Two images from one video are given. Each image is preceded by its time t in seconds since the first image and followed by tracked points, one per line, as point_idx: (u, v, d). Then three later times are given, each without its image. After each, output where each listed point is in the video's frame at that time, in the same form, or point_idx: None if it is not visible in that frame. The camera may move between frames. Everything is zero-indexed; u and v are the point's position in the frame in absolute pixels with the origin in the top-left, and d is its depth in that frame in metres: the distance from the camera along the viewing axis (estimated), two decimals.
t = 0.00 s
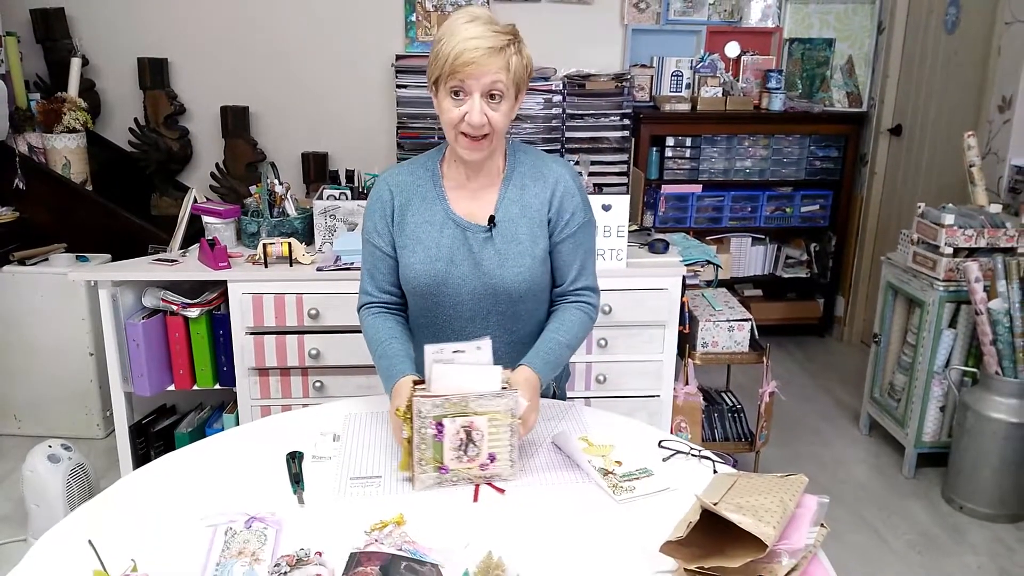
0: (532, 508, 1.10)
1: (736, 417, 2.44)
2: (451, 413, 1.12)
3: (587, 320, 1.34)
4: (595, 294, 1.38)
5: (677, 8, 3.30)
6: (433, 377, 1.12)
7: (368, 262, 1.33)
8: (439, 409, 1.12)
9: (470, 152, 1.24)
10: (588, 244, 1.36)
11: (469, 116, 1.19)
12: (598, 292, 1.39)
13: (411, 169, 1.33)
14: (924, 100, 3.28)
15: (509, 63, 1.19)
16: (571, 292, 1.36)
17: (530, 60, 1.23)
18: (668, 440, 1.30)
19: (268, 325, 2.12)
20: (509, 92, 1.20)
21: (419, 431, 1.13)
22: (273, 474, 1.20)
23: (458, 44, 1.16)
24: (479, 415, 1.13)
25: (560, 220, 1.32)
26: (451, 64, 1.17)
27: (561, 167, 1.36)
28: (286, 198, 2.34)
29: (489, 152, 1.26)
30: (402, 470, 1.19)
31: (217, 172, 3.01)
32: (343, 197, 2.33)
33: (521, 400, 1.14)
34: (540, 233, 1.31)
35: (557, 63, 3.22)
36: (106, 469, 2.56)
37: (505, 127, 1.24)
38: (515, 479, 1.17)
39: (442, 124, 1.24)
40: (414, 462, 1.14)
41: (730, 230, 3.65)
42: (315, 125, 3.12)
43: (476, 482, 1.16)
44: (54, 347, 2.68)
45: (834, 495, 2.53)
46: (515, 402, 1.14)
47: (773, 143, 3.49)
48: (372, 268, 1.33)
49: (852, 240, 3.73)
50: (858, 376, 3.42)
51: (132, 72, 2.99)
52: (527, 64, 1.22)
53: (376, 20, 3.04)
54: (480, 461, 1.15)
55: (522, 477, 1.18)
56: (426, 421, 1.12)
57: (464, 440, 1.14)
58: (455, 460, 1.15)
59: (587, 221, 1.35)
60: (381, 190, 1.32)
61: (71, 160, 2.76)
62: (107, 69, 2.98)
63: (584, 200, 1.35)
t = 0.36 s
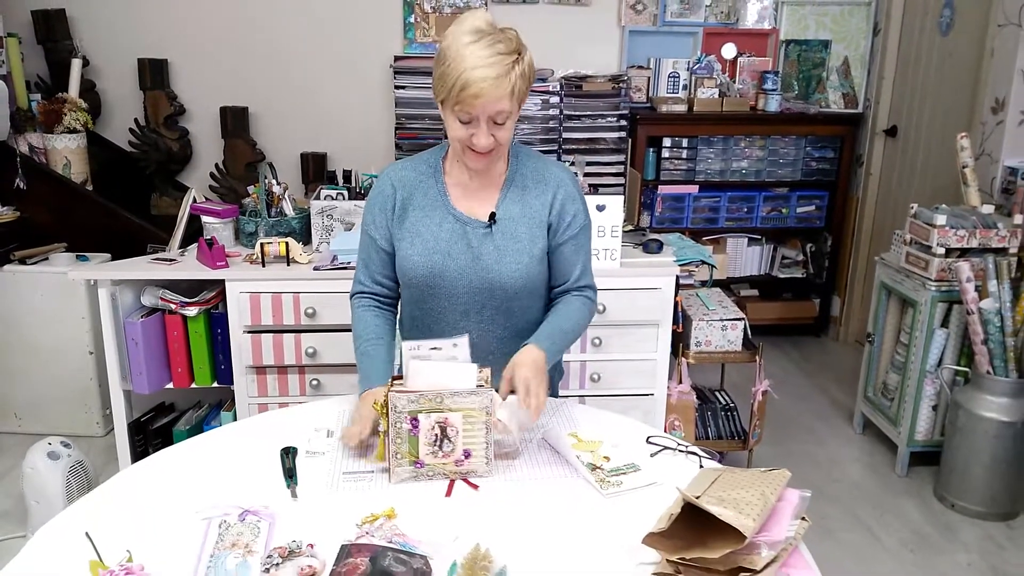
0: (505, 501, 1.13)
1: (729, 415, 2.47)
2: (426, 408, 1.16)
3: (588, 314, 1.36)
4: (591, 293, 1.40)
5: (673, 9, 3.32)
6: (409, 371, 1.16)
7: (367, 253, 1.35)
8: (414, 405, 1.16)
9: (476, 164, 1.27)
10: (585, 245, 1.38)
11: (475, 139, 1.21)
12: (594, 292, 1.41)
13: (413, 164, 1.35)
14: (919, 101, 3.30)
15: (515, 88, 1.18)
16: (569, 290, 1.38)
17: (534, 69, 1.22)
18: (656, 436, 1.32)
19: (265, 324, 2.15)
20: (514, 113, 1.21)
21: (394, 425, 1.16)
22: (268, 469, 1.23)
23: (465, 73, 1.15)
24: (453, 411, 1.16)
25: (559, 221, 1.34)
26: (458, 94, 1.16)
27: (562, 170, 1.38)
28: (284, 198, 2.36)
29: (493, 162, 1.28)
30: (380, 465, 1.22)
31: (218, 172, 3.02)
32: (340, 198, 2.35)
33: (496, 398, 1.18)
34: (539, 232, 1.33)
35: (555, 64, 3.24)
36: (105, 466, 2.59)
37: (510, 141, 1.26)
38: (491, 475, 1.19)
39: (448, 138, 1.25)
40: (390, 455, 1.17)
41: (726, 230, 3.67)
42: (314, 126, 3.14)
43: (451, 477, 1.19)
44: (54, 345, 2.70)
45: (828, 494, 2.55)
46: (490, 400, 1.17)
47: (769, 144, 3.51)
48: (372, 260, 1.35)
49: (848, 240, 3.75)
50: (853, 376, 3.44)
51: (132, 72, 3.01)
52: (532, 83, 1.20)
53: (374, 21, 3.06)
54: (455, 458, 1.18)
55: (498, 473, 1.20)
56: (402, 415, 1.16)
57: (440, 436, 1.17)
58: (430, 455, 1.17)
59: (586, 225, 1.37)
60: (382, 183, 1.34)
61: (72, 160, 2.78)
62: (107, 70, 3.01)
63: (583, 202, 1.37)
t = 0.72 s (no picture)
0: (483, 494, 1.15)
1: (717, 412, 2.50)
2: (407, 404, 1.19)
3: (582, 319, 1.42)
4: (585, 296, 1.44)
5: (665, 11, 3.33)
6: (391, 368, 1.19)
7: (366, 248, 1.38)
8: (396, 401, 1.18)
9: (473, 170, 1.29)
10: (581, 248, 1.42)
11: (472, 151, 1.23)
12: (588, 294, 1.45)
13: (413, 162, 1.37)
14: (909, 100, 3.32)
15: (508, 102, 1.18)
16: (565, 292, 1.42)
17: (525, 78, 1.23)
18: (635, 431, 1.35)
19: (258, 323, 2.18)
20: (509, 124, 1.22)
21: (377, 421, 1.19)
22: (255, 464, 1.25)
23: (459, 94, 1.15)
24: (434, 407, 1.19)
25: (556, 224, 1.38)
26: (453, 114, 1.17)
27: (560, 174, 1.41)
28: (276, 199, 2.39)
29: (490, 166, 1.30)
30: (364, 460, 1.25)
31: (213, 175, 3.06)
32: (333, 198, 2.38)
33: (476, 394, 1.21)
34: (537, 234, 1.36)
35: (547, 65, 3.27)
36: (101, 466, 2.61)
37: (506, 147, 1.27)
38: (472, 470, 1.21)
39: (446, 148, 1.27)
40: (373, 450, 1.19)
41: (719, 230, 3.70)
42: (308, 127, 3.17)
43: (433, 472, 1.21)
44: (50, 345, 2.73)
45: (817, 491, 2.58)
46: (470, 396, 1.20)
47: (761, 144, 3.54)
48: (370, 254, 1.38)
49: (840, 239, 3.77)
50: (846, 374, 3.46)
51: (128, 75, 3.04)
52: (525, 93, 1.20)
53: (368, 24, 3.09)
54: (437, 453, 1.20)
55: (478, 467, 1.22)
56: (384, 411, 1.18)
57: (421, 431, 1.19)
58: (412, 450, 1.20)
59: (581, 229, 1.41)
60: (383, 178, 1.36)
61: (68, 162, 2.80)
62: (104, 73, 3.04)
63: (579, 206, 1.41)
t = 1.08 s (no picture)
0: (462, 482, 1.19)
1: (706, 409, 2.55)
2: (387, 395, 1.22)
3: (565, 318, 1.44)
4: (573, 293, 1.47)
5: (659, 11, 3.38)
6: (371, 360, 1.22)
7: (361, 239, 1.41)
8: (376, 391, 1.22)
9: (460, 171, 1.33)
10: (570, 245, 1.45)
11: (453, 157, 1.26)
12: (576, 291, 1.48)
13: (409, 156, 1.41)
14: (901, 100, 3.34)
15: (479, 108, 1.21)
16: (552, 287, 1.45)
17: (501, 80, 1.24)
18: (612, 423, 1.38)
19: (251, 319, 2.22)
20: (484, 128, 1.24)
21: (358, 411, 1.22)
22: (241, 453, 1.28)
23: (430, 106, 1.19)
24: (415, 397, 1.22)
25: (546, 221, 1.41)
26: (428, 125, 1.21)
27: (551, 172, 1.44)
28: (270, 197, 2.43)
29: (477, 165, 1.33)
30: (346, 449, 1.28)
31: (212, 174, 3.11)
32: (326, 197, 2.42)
33: (455, 385, 1.24)
34: (527, 231, 1.40)
35: (542, 65, 3.30)
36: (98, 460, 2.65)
37: (489, 148, 1.30)
38: (452, 459, 1.25)
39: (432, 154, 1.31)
40: (354, 439, 1.22)
41: (713, 229, 3.72)
42: (305, 126, 3.21)
43: (413, 461, 1.24)
44: (48, 341, 2.77)
45: (805, 486, 2.61)
46: (449, 387, 1.23)
47: (754, 143, 3.56)
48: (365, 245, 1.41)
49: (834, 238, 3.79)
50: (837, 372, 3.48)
51: (127, 74, 3.08)
52: (497, 95, 1.22)
53: (364, 24, 3.13)
54: (417, 442, 1.24)
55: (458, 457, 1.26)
56: (365, 401, 1.22)
57: (402, 421, 1.22)
58: (393, 439, 1.23)
59: (569, 224, 1.44)
60: (380, 171, 1.40)
61: (67, 160, 2.84)
62: (103, 72, 3.08)
63: (568, 204, 1.44)
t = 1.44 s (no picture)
0: (487, 470, 1.22)
1: (741, 410, 2.54)
2: (416, 383, 1.27)
3: (595, 317, 1.46)
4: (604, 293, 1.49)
5: (701, 12, 3.37)
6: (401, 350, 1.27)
7: (398, 236, 1.46)
8: (406, 380, 1.27)
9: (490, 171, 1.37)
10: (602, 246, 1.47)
11: (479, 157, 1.30)
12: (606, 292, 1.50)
13: (446, 157, 1.46)
14: (947, 101, 3.28)
15: (496, 107, 1.24)
16: (583, 286, 1.47)
17: (522, 78, 1.27)
18: (637, 418, 1.40)
19: (294, 312, 2.29)
20: (505, 126, 1.27)
21: (388, 400, 1.26)
22: (278, 438, 1.34)
23: (450, 110, 1.24)
24: (443, 387, 1.27)
25: (577, 222, 1.43)
26: (450, 128, 1.26)
27: (583, 174, 1.46)
28: (313, 193, 2.51)
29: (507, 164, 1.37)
30: (377, 435, 1.33)
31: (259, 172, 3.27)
32: (366, 194, 2.48)
33: (481, 375, 1.28)
34: (558, 231, 1.42)
35: (582, 66, 3.33)
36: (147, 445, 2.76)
37: (516, 144, 1.33)
38: (479, 447, 1.29)
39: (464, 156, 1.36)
40: (385, 426, 1.27)
41: (755, 231, 3.69)
42: (349, 126, 3.28)
43: (441, 449, 1.28)
44: (102, 331, 2.88)
45: (840, 490, 2.58)
46: (475, 377, 1.28)
47: (797, 145, 3.53)
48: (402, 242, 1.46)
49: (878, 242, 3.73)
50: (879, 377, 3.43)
51: (179, 75, 3.19)
52: (515, 92, 1.25)
53: (407, 26, 3.19)
54: (445, 431, 1.27)
55: (485, 446, 1.29)
56: (395, 390, 1.27)
57: (429, 410, 1.26)
58: (421, 427, 1.27)
59: (601, 225, 1.46)
60: (417, 171, 1.45)
61: (121, 157, 2.96)
62: (157, 73, 3.20)
63: (600, 205, 1.46)
